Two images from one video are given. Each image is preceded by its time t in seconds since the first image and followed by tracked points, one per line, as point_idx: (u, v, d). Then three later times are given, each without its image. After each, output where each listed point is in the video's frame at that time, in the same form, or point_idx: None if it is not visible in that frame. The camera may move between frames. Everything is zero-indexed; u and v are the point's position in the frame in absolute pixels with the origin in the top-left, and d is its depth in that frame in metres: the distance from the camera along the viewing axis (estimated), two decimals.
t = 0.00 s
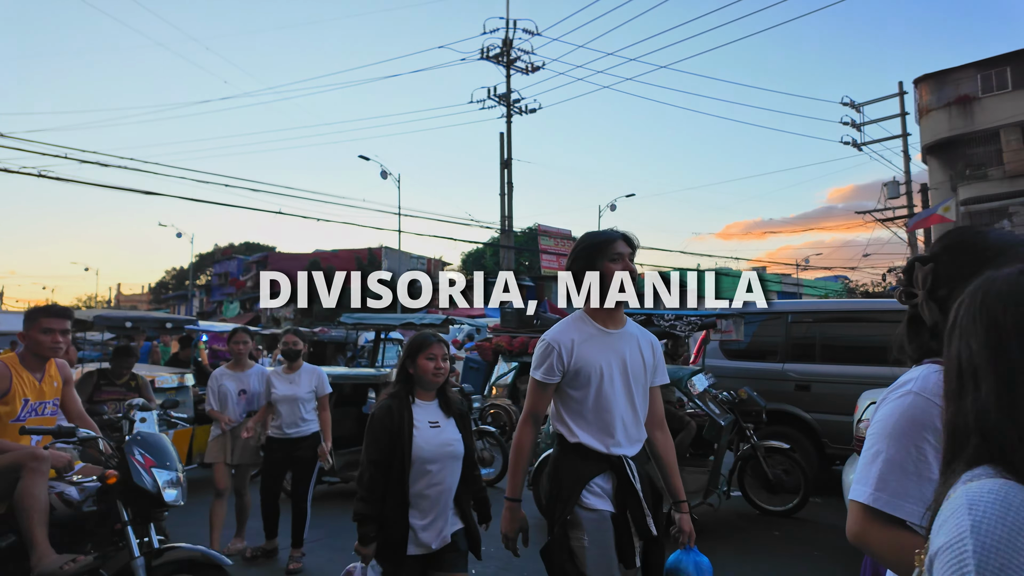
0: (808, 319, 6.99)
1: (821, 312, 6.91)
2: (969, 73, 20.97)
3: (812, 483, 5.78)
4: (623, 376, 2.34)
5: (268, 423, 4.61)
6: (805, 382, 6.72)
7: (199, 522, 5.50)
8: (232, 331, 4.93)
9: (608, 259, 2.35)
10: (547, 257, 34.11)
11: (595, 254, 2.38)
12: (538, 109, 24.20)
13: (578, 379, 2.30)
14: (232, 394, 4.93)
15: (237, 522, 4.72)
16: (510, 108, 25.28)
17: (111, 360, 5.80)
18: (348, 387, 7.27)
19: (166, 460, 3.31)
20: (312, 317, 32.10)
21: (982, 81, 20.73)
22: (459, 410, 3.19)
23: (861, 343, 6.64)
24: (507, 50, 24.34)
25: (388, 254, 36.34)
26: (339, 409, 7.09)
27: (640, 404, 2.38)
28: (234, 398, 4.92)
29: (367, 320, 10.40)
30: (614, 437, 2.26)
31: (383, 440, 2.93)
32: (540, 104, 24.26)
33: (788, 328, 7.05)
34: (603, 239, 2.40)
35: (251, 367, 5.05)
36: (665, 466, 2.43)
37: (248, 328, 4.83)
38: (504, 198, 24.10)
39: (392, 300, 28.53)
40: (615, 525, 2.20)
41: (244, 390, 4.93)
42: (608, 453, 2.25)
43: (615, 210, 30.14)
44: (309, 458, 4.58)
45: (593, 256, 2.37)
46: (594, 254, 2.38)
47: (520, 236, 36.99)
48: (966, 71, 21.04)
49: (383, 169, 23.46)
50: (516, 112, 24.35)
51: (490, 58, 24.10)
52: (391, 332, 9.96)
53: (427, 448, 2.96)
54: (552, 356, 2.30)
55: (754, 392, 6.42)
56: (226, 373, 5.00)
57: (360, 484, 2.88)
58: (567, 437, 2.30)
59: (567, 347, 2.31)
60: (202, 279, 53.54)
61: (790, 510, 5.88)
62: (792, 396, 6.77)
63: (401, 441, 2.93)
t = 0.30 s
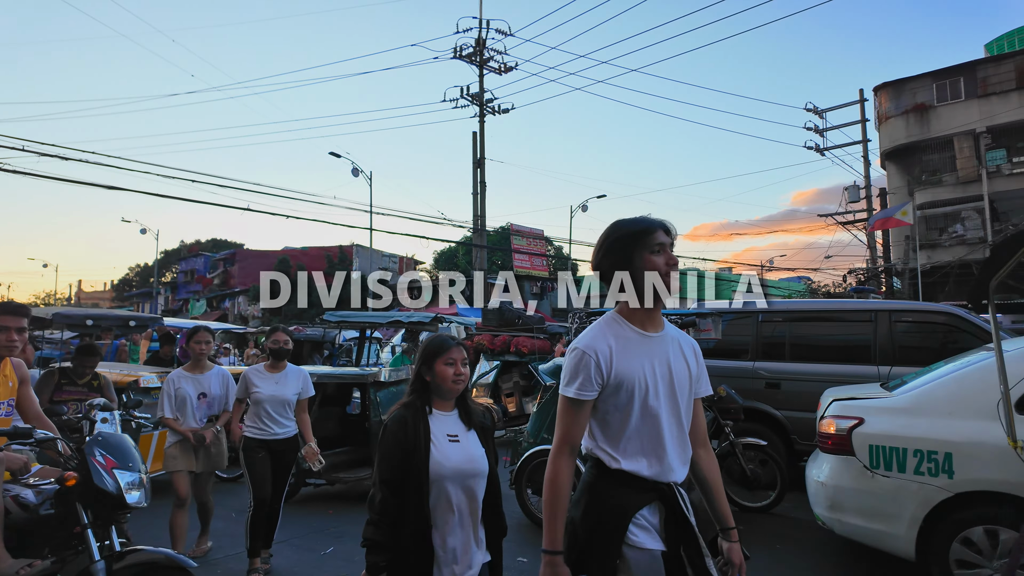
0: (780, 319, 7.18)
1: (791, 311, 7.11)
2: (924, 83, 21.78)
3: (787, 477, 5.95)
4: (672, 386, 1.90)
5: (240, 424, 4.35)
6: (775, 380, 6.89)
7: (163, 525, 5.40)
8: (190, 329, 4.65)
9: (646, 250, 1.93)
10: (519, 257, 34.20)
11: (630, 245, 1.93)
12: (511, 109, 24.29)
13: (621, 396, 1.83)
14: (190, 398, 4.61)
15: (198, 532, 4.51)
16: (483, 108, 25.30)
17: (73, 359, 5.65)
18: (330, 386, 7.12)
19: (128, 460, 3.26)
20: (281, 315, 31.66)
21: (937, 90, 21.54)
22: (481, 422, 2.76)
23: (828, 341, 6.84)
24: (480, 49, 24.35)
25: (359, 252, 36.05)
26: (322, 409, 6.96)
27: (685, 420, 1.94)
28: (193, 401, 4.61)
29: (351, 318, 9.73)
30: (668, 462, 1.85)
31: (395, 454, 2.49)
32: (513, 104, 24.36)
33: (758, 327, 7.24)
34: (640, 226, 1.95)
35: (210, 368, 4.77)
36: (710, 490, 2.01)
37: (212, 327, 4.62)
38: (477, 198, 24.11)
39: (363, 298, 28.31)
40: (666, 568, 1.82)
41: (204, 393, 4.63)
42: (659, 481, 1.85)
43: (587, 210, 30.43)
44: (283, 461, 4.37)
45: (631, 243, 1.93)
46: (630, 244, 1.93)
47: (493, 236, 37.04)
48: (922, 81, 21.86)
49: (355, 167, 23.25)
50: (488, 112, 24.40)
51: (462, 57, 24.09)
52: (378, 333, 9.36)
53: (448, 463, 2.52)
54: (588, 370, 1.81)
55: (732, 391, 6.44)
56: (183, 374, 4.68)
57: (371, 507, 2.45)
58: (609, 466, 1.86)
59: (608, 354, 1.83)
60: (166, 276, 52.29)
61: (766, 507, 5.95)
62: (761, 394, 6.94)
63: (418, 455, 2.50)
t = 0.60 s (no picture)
0: (752, 319, 7.28)
1: (764, 311, 7.22)
2: (890, 89, 22.38)
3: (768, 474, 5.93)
4: (735, 373, 1.63)
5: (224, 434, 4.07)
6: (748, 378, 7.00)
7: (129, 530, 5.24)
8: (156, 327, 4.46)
9: (716, 223, 1.61)
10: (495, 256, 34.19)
11: (696, 214, 1.61)
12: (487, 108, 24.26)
13: (690, 385, 1.51)
14: (152, 398, 4.47)
15: (164, 542, 4.34)
16: (459, 106, 25.21)
17: (36, 358, 5.46)
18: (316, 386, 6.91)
19: (92, 463, 3.18)
20: (252, 314, 31.14)
21: (901, 96, 22.14)
22: (504, 423, 2.46)
23: (798, 341, 6.98)
24: (456, 47, 24.26)
25: (333, 250, 35.67)
26: (308, 410, 6.83)
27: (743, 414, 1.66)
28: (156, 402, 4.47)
29: (337, 317, 9.44)
30: (732, 463, 1.55)
31: (410, 461, 2.17)
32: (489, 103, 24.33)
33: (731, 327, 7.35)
34: (709, 192, 1.63)
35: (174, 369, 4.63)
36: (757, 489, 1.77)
37: (177, 326, 4.44)
38: (453, 196, 24.01)
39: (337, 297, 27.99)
40: None
41: (168, 393, 4.49)
42: (717, 484, 1.55)
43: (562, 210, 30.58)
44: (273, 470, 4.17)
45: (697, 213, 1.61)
46: (697, 214, 1.61)
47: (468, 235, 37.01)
48: (887, 87, 22.48)
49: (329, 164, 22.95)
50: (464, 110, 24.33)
51: (437, 54, 23.91)
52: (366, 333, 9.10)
53: (470, 473, 2.22)
54: (661, 351, 1.47)
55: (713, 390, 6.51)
56: (145, 373, 4.52)
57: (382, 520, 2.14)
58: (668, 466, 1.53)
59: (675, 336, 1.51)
60: (132, 273, 50.98)
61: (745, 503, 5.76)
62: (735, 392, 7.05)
63: (436, 463, 2.19)
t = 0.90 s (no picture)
0: (719, 319, 7.43)
1: (730, 312, 7.36)
2: (853, 95, 23.00)
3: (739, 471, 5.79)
4: (846, 395, 1.50)
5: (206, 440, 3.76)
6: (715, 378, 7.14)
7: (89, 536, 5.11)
8: (122, 331, 4.03)
9: (829, 222, 1.50)
10: (468, 255, 34.11)
11: (806, 213, 1.51)
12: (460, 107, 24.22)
13: (805, 404, 1.39)
14: (119, 410, 4.02)
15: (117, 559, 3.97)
16: (432, 105, 25.12)
17: None
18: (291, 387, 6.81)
19: (48, 469, 3.08)
20: (219, 313, 30.54)
21: (864, 103, 22.82)
22: (526, 436, 2.13)
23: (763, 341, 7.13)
24: (429, 45, 24.15)
25: (302, 248, 35.17)
26: (289, 412, 6.72)
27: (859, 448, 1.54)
28: (124, 415, 4.02)
29: (316, 317, 9.28)
30: (844, 497, 1.45)
31: (436, 495, 1.78)
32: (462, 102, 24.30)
33: (699, 328, 7.48)
34: (820, 191, 1.52)
35: (143, 376, 4.17)
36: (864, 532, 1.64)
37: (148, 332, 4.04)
38: (425, 195, 23.89)
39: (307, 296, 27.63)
40: None
41: (138, 404, 4.05)
42: (832, 521, 1.44)
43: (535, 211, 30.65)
44: (261, 474, 3.84)
45: (807, 214, 1.51)
46: (806, 214, 1.51)
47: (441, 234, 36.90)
48: (851, 93, 23.11)
49: (298, 161, 22.62)
50: (437, 109, 24.24)
51: (410, 52, 23.75)
52: (345, 334, 8.98)
53: (510, 498, 1.89)
54: (772, 364, 1.36)
55: (687, 390, 6.60)
56: (110, 383, 4.06)
57: (409, 567, 1.75)
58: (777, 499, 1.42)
59: (790, 349, 1.40)
60: (92, 271, 49.50)
61: (719, 502, 5.77)
62: (703, 391, 7.17)
63: (470, 492, 1.83)
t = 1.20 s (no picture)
0: (679, 320, 7.60)
1: (689, 313, 7.55)
2: (809, 104, 23.83)
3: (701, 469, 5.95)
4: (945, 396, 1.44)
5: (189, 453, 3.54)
6: (674, 377, 7.31)
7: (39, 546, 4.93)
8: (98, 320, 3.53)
9: (931, 197, 1.42)
10: (432, 255, 33.92)
11: (905, 187, 1.43)
12: (426, 106, 24.10)
13: (906, 404, 1.34)
14: (91, 407, 3.47)
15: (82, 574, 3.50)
16: (397, 102, 24.94)
17: None
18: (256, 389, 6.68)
19: None
20: (174, 312, 29.67)
21: (819, 110, 23.62)
22: (558, 456, 1.91)
23: (720, 342, 7.33)
24: (395, 43, 23.97)
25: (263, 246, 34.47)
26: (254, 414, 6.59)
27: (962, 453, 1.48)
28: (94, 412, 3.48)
29: (283, 317, 9.17)
30: (950, 499, 1.41)
31: (480, 526, 1.53)
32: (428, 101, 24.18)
33: (659, 328, 7.63)
34: (920, 164, 1.44)
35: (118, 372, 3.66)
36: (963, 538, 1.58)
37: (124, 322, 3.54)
38: (390, 193, 23.70)
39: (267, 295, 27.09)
40: None
41: (113, 401, 3.53)
42: (945, 529, 1.40)
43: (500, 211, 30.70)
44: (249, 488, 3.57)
45: (907, 188, 1.43)
46: (905, 188, 1.43)
47: (405, 234, 36.67)
48: (807, 101, 23.92)
49: (258, 157, 22.17)
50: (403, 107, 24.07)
51: (375, 49, 23.48)
52: (311, 334, 8.85)
53: (555, 529, 1.66)
54: (872, 361, 1.30)
55: (650, 390, 6.74)
56: (80, 377, 3.52)
57: None
58: (880, 507, 1.37)
59: (895, 342, 1.34)
60: (38, 268, 47.46)
61: (680, 500, 5.93)
62: (663, 391, 7.33)
63: (515, 520, 1.59)
